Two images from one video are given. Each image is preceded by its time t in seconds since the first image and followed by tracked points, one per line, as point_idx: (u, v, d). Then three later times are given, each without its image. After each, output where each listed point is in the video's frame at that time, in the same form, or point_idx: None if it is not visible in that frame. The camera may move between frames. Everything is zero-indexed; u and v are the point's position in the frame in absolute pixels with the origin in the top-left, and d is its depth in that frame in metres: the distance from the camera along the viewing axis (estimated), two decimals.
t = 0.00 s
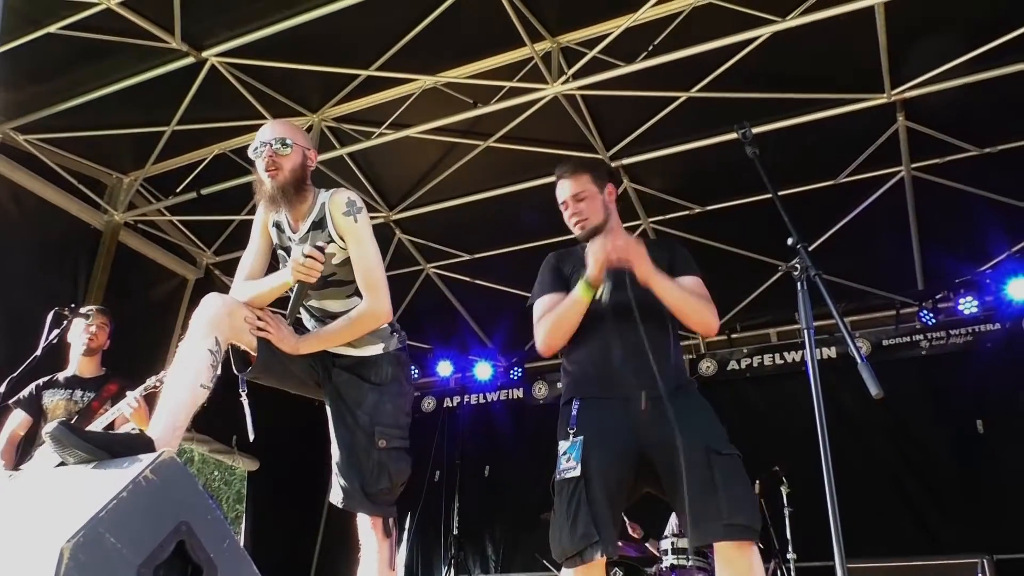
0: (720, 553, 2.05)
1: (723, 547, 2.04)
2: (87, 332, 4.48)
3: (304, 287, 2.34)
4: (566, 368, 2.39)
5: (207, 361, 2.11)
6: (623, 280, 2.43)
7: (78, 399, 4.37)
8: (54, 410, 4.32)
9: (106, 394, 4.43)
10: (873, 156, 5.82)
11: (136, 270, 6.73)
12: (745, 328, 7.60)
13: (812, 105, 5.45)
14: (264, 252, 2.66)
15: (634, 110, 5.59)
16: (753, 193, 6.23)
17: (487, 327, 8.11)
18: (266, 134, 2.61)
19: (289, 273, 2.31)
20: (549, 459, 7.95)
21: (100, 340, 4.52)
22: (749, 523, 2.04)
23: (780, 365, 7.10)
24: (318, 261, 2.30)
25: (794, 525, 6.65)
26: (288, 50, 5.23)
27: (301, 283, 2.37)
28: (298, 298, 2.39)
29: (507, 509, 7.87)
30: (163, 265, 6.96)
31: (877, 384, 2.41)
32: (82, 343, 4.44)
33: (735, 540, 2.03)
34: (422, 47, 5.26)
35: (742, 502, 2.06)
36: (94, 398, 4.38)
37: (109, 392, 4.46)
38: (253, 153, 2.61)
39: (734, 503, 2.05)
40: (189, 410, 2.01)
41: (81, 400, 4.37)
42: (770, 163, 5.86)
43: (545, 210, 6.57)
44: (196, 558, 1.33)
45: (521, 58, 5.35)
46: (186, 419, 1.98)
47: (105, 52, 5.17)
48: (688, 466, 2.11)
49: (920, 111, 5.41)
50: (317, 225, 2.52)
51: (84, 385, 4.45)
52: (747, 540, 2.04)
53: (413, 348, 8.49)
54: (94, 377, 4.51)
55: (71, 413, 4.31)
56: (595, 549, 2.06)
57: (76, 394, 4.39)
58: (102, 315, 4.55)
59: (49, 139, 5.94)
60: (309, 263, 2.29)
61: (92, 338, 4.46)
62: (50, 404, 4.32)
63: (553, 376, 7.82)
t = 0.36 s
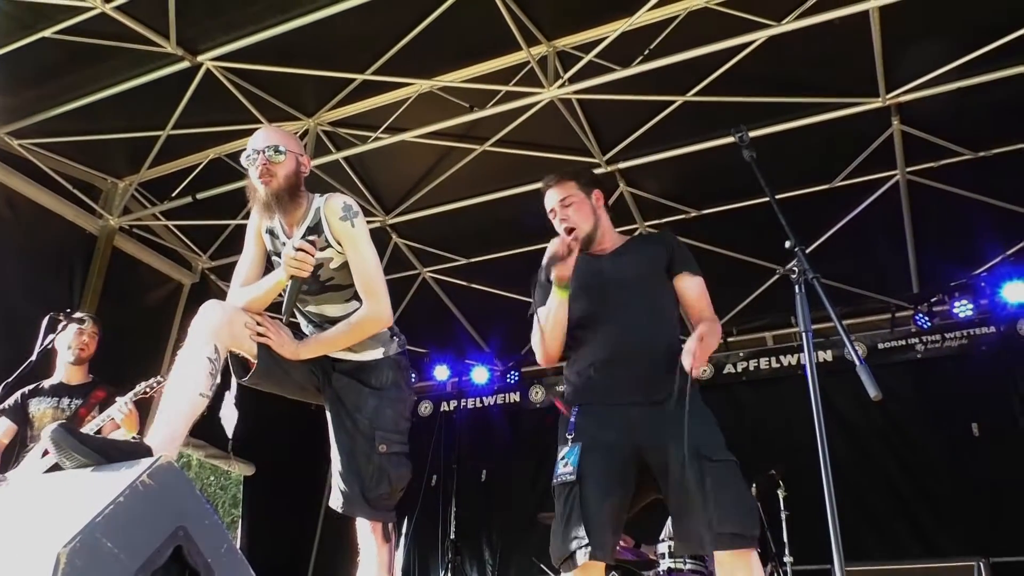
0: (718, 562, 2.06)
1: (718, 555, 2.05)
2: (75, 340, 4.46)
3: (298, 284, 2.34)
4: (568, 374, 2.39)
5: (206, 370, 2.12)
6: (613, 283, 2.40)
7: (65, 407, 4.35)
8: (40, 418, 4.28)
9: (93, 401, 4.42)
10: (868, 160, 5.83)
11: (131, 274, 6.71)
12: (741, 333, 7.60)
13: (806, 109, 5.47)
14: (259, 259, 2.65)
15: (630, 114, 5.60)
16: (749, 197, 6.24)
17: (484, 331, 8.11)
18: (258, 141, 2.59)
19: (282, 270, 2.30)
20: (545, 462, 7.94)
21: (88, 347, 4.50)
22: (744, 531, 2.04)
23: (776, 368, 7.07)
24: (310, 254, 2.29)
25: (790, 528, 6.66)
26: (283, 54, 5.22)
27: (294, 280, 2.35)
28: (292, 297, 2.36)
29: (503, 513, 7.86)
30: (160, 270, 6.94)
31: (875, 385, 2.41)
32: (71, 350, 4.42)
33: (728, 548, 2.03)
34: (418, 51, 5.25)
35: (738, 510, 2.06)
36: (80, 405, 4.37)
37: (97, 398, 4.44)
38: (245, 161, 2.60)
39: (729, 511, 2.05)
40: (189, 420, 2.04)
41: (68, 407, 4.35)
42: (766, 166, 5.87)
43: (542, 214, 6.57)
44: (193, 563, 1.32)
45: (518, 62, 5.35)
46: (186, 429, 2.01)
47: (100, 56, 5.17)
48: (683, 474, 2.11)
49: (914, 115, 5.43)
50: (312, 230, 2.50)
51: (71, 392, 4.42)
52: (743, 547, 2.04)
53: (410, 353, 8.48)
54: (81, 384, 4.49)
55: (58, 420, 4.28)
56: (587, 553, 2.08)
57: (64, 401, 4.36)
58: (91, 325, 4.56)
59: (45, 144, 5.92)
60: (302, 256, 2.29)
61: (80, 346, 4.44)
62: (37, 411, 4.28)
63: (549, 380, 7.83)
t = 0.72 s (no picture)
0: (729, 561, 2.05)
1: (733, 555, 2.04)
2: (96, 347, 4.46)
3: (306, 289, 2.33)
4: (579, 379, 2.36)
5: (218, 378, 2.12)
6: (621, 289, 2.44)
7: (88, 411, 4.38)
8: (63, 422, 4.33)
9: (114, 406, 4.43)
10: (879, 161, 5.81)
11: (143, 279, 6.74)
12: (751, 334, 7.56)
13: (815, 110, 5.45)
14: (267, 264, 2.65)
15: (638, 116, 5.59)
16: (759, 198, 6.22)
17: (493, 334, 8.11)
18: (265, 146, 2.58)
19: (291, 276, 2.30)
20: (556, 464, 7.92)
21: (110, 357, 4.51)
22: (762, 532, 2.04)
23: (787, 370, 7.06)
24: (319, 260, 2.28)
25: (803, 531, 6.62)
26: (292, 59, 5.24)
27: (302, 287, 2.35)
28: (301, 303, 2.36)
29: (513, 516, 7.85)
30: (171, 274, 6.96)
31: (888, 386, 2.39)
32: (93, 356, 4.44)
33: (747, 549, 2.02)
34: (426, 55, 5.26)
35: (755, 510, 2.06)
36: (103, 410, 4.39)
37: (118, 404, 4.46)
38: (253, 167, 2.60)
39: (748, 511, 2.04)
40: (202, 429, 2.03)
41: (91, 412, 4.38)
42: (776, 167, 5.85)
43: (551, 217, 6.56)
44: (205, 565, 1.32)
45: (526, 65, 5.36)
46: (199, 437, 2.02)
47: (111, 62, 5.19)
48: (701, 476, 2.10)
49: (926, 115, 5.40)
50: (322, 236, 2.50)
51: (94, 397, 4.45)
52: (759, 548, 2.04)
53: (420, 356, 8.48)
54: (104, 389, 4.51)
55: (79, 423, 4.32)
56: (609, 556, 2.05)
57: (86, 405, 4.39)
58: (114, 333, 4.51)
59: (56, 150, 5.96)
60: (310, 263, 2.27)
61: (100, 352, 4.45)
62: (59, 415, 4.34)
63: (559, 384, 7.84)
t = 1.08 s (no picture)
0: (740, 563, 2.02)
1: (743, 557, 2.01)
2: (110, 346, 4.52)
3: (317, 293, 2.33)
4: (584, 384, 2.36)
5: (228, 382, 2.13)
6: (628, 296, 2.44)
7: (98, 406, 4.43)
8: (73, 417, 4.36)
9: (125, 402, 4.50)
10: (889, 164, 5.78)
11: (153, 282, 6.77)
12: (761, 338, 7.57)
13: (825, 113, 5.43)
14: (274, 266, 2.66)
15: (647, 119, 5.58)
16: (768, 202, 6.19)
17: (501, 337, 8.11)
18: (275, 149, 2.58)
19: (303, 279, 2.30)
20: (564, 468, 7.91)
21: (123, 354, 4.60)
22: (772, 532, 2.01)
23: (797, 373, 7.07)
24: (332, 264, 2.29)
25: (813, 535, 6.59)
26: (302, 63, 5.26)
27: (313, 290, 2.35)
28: (311, 306, 2.37)
29: (521, 519, 7.84)
30: (180, 277, 6.99)
31: (900, 391, 2.37)
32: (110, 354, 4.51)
33: (758, 551, 2.00)
34: (435, 59, 5.28)
35: (764, 511, 2.04)
36: (114, 406, 4.45)
37: (128, 400, 4.53)
38: (262, 169, 2.60)
39: (757, 512, 2.02)
40: (212, 433, 2.05)
41: (102, 406, 4.43)
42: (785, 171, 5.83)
43: (559, 220, 6.56)
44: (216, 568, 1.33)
45: (535, 68, 5.36)
46: (209, 441, 2.03)
47: (123, 66, 5.23)
48: (709, 478, 2.09)
49: (936, 118, 5.37)
50: (331, 240, 2.51)
51: (104, 393, 4.51)
52: (770, 549, 2.02)
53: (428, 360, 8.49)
54: (114, 386, 4.58)
55: (91, 420, 4.36)
56: (617, 559, 2.03)
57: (97, 401, 4.44)
58: (129, 330, 4.60)
59: (68, 154, 6.00)
60: (323, 266, 2.28)
61: (115, 349, 4.53)
62: (69, 410, 4.36)
63: (567, 387, 7.81)
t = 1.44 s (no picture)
0: (736, 568, 2.03)
1: (740, 561, 2.02)
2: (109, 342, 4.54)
3: (321, 297, 2.32)
4: (583, 388, 2.36)
5: (230, 386, 2.12)
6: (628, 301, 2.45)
7: (98, 404, 4.41)
8: (71, 416, 4.35)
9: (125, 401, 4.48)
10: (887, 168, 5.79)
11: (151, 284, 6.77)
12: (758, 342, 7.67)
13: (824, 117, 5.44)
14: (273, 268, 2.66)
15: (646, 122, 5.59)
16: (767, 205, 6.20)
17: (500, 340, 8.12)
18: (271, 153, 2.57)
19: (308, 283, 2.29)
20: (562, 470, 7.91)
21: (123, 352, 4.60)
22: (768, 538, 2.02)
23: (794, 377, 7.14)
24: (337, 270, 2.28)
25: (812, 539, 6.58)
26: (301, 66, 5.26)
27: (316, 294, 2.35)
28: (313, 310, 2.37)
29: (520, 522, 7.84)
30: (178, 280, 6.99)
31: (899, 395, 2.37)
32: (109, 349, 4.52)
33: (755, 556, 2.01)
34: (435, 62, 5.28)
35: (761, 517, 2.05)
36: (113, 406, 4.44)
37: (128, 400, 4.51)
38: (260, 171, 2.59)
39: (754, 519, 2.03)
40: (213, 437, 2.04)
41: (101, 406, 4.42)
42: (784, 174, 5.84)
43: (558, 223, 6.57)
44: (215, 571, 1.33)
45: (534, 72, 5.37)
46: (210, 445, 2.03)
47: (122, 68, 5.23)
48: (707, 482, 2.10)
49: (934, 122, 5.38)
50: (331, 243, 2.51)
51: (104, 391, 4.50)
52: (766, 555, 2.02)
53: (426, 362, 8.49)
54: (115, 383, 4.57)
55: (89, 419, 4.35)
56: (617, 563, 2.03)
57: (97, 399, 4.43)
58: (128, 329, 4.63)
59: (68, 156, 6.01)
60: (329, 271, 2.27)
61: (115, 345, 4.54)
62: (69, 408, 4.36)
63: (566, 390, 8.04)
